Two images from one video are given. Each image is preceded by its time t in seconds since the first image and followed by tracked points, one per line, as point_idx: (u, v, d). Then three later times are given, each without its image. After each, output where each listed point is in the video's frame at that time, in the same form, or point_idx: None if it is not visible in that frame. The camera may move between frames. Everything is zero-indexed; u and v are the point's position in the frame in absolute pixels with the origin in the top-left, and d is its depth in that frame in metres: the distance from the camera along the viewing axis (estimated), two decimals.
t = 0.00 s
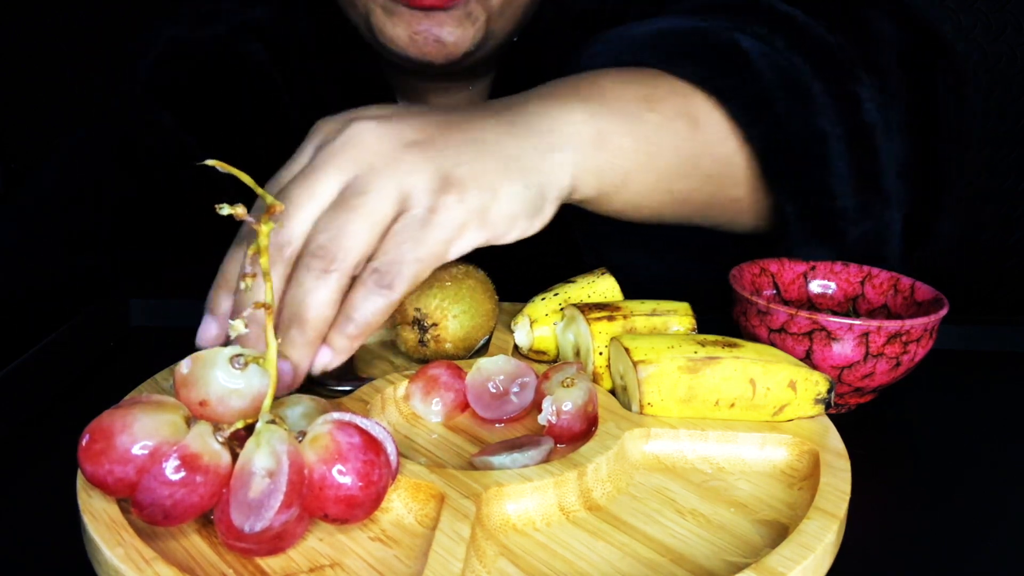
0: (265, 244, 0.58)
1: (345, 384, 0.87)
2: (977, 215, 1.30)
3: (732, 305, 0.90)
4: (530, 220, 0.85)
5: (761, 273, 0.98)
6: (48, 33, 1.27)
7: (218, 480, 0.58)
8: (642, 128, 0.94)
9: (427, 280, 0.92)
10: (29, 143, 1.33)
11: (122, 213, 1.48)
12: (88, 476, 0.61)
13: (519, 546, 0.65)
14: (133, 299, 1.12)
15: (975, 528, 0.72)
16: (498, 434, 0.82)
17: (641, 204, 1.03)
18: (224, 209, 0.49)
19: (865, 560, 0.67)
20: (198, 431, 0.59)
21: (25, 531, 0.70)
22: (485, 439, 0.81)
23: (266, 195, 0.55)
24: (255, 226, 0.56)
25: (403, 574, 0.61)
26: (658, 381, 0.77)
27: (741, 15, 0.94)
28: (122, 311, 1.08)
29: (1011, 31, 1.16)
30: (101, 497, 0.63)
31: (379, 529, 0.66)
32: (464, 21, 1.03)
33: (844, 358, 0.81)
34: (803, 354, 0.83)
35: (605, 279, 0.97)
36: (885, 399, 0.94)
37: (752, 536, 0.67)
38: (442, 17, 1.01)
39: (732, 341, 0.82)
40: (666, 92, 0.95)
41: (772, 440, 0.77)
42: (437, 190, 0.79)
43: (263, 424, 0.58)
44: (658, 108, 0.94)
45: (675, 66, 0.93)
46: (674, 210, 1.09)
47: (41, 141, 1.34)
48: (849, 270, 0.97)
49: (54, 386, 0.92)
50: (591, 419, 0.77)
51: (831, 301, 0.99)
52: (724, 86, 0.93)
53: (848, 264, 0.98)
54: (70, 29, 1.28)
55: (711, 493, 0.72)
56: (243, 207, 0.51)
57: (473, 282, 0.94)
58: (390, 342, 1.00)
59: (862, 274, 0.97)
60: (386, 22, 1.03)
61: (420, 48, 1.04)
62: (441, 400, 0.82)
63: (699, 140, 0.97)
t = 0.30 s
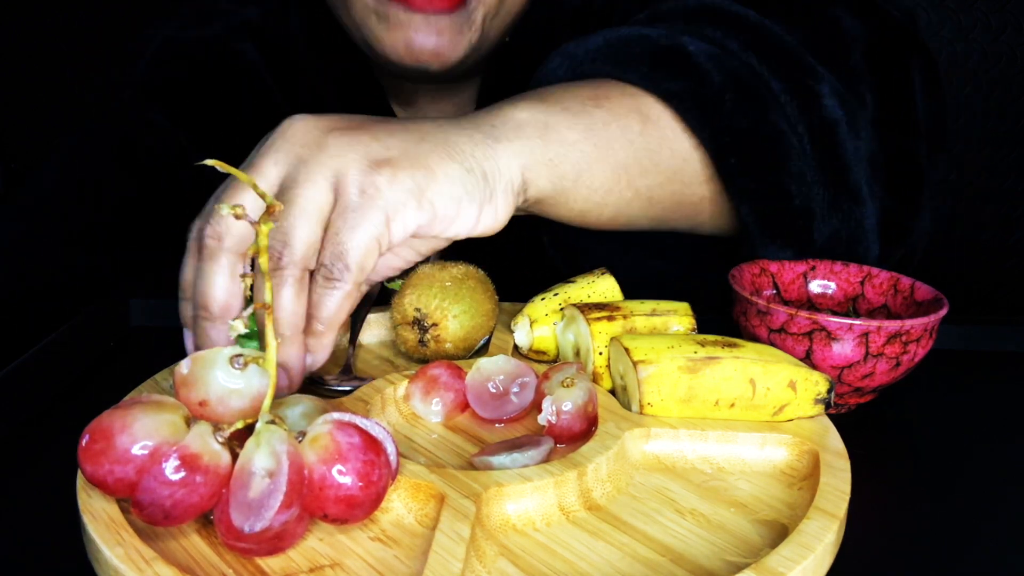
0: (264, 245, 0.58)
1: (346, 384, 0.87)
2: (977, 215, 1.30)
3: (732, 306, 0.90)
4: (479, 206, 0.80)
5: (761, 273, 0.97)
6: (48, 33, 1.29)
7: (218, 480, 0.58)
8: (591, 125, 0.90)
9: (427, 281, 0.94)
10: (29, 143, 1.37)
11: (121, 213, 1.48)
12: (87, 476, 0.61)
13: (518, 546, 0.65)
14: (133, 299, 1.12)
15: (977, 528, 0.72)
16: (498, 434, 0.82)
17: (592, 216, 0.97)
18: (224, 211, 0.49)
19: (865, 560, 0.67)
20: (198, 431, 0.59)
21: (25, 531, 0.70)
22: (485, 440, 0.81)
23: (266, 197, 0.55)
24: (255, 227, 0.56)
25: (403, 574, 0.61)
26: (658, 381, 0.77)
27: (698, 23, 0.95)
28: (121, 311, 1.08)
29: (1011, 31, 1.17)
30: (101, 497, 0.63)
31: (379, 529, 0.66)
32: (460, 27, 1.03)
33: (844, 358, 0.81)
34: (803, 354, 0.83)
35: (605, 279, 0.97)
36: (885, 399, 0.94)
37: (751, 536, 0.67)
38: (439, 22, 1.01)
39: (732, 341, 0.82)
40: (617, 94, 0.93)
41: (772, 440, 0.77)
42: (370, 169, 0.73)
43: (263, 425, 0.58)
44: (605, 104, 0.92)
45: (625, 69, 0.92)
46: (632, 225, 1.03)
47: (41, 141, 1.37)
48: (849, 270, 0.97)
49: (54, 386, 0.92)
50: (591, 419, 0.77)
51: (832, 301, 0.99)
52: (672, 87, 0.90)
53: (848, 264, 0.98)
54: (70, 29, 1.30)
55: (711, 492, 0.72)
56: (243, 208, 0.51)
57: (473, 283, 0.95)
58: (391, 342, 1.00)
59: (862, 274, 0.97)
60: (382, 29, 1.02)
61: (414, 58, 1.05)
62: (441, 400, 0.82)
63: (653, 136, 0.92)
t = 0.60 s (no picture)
0: (264, 245, 0.58)
1: (346, 384, 0.87)
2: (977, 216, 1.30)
3: (732, 306, 0.90)
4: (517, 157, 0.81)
5: (762, 273, 0.98)
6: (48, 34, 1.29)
7: (218, 480, 0.58)
8: (618, 95, 1.13)
9: (428, 282, 0.93)
10: (29, 143, 1.23)
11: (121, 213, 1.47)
12: (87, 476, 0.61)
13: (518, 546, 0.65)
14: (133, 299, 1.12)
15: (976, 528, 0.72)
16: (498, 434, 0.82)
17: (614, 185, 1.19)
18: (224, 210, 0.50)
19: (865, 559, 0.67)
20: (198, 431, 0.59)
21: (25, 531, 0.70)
22: (485, 440, 0.81)
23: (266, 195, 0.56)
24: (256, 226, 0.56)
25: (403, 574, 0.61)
26: (658, 381, 0.77)
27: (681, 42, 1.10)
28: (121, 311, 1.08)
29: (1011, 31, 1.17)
30: (101, 496, 0.63)
31: (379, 529, 0.66)
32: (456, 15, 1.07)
33: (844, 358, 0.81)
34: (803, 354, 0.83)
35: (605, 279, 0.97)
36: (884, 399, 0.94)
37: (751, 536, 0.67)
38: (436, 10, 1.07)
39: (732, 341, 0.82)
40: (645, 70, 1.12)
41: (772, 440, 0.77)
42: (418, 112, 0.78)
43: (263, 424, 0.58)
44: (633, 78, 1.12)
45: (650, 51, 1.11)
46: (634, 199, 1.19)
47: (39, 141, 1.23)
48: (849, 270, 0.98)
49: (55, 386, 0.92)
50: (591, 418, 0.77)
51: (832, 301, 0.99)
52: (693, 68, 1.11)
53: (848, 264, 0.98)
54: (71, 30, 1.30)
55: (711, 492, 0.72)
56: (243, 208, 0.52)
57: (473, 283, 0.94)
58: (391, 342, 1.00)
59: (862, 273, 0.97)
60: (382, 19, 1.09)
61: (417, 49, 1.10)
62: (441, 400, 0.82)
63: (674, 110, 1.13)
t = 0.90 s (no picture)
0: (265, 244, 0.58)
1: (347, 384, 0.87)
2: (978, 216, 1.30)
3: (732, 306, 0.90)
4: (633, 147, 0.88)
5: (761, 273, 0.98)
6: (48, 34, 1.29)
7: (218, 480, 0.58)
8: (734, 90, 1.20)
9: (427, 282, 0.93)
10: (29, 143, 1.26)
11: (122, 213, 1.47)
12: (87, 476, 0.61)
13: (518, 546, 0.65)
14: (134, 299, 1.12)
15: (976, 529, 0.72)
16: (498, 434, 0.82)
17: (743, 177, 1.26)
18: (224, 209, 0.50)
19: (864, 560, 0.67)
20: (198, 431, 0.59)
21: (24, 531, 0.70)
22: (485, 440, 0.81)
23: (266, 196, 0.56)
24: (256, 226, 0.56)
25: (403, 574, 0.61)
26: (658, 381, 0.77)
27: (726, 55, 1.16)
28: (122, 311, 1.08)
29: (1011, 31, 1.16)
30: (101, 496, 0.63)
31: (379, 529, 0.66)
32: (494, 40, 1.17)
33: (844, 358, 0.81)
34: (803, 354, 0.83)
35: (605, 279, 0.97)
36: (884, 399, 0.94)
37: (751, 536, 0.67)
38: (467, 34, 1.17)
39: (732, 341, 0.81)
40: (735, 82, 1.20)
41: (772, 440, 0.77)
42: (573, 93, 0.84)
43: (263, 424, 0.58)
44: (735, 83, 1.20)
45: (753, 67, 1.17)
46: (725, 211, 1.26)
47: (41, 142, 1.26)
48: (849, 270, 0.98)
49: (55, 386, 0.92)
50: (591, 418, 0.77)
51: (831, 301, 0.99)
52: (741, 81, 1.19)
53: (848, 264, 0.98)
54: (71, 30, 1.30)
55: (711, 492, 0.72)
56: (243, 207, 0.52)
57: (473, 283, 0.95)
58: (391, 342, 1.00)
59: (862, 273, 0.97)
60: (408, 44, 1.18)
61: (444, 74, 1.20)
62: (441, 400, 0.82)
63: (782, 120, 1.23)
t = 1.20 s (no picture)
0: (264, 244, 0.58)
1: (347, 384, 0.87)
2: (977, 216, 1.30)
3: (732, 306, 0.90)
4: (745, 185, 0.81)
5: (761, 273, 0.98)
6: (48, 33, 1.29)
7: (218, 480, 0.58)
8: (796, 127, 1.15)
9: (427, 282, 0.94)
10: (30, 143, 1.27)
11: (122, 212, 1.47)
12: (87, 477, 0.60)
13: (518, 546, 0.65)
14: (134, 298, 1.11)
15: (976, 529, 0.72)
16: (498, 434, 0.82)
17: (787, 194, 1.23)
18: (224, 209, 0.50)
19: (864, 560, 0.67)
20: (198, 431, 0.59)
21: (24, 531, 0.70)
22: (485, 440, 0.81)
23: (265, 195, 0.56)
24: (255, 226, 0.56)
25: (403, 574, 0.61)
26: (658, 381, 0.77)
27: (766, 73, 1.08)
28: (122, 311, 1.08)
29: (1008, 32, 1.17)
30: (101, 497, 0.63)
31: (378, 529, 0.66)
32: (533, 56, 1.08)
33: (844, 358, 0.81)
34: (803, 355, 0.83)
35: (605, 279, 0.97)
36: (884, 398, 0.94)
37: (751, 536, 0.67)
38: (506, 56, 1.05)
39: (732, 341, 0.81)
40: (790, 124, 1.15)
41: (772, 440, 0.77)
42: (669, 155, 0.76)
43: (262, 425, 0.58)
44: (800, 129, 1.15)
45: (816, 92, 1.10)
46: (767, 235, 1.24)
47: (41, 140, 1.36)
48: (849, 270, 0.98)
49: (55, 386, 0.92)
50: (591, 418, 0.77)
51: (831, 300, 0.99)
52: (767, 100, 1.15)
53: (848, 264, 0.98)
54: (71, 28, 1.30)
55: (711, 493, 0.72)
56: (242, 207, 0.52)
57: (473, 283, 0.95)
58: (391, 342, 1.00)
59: (862, 273, 0.97)
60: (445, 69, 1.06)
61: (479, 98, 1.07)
62: (441, 400, 0.82)
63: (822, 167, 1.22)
